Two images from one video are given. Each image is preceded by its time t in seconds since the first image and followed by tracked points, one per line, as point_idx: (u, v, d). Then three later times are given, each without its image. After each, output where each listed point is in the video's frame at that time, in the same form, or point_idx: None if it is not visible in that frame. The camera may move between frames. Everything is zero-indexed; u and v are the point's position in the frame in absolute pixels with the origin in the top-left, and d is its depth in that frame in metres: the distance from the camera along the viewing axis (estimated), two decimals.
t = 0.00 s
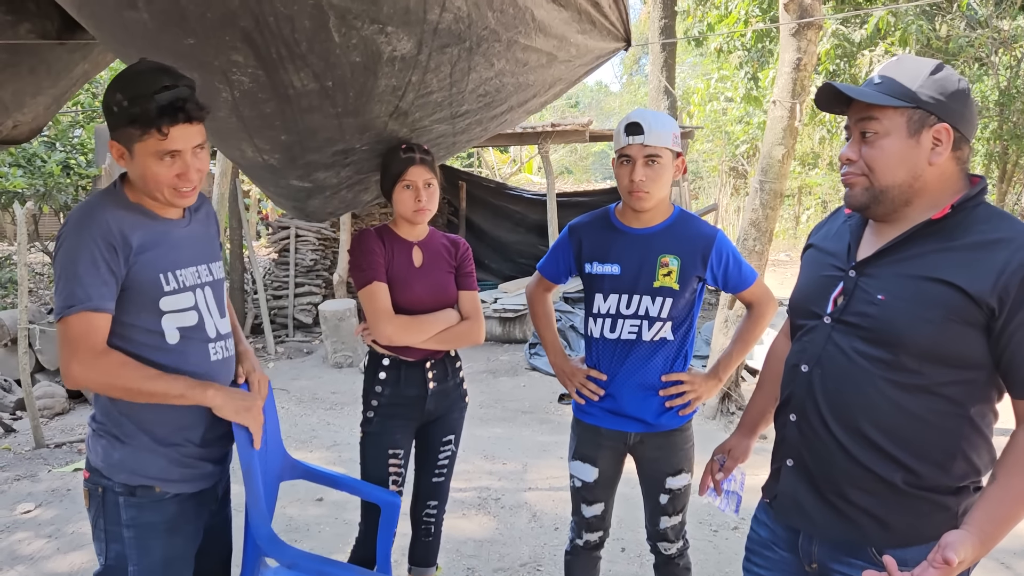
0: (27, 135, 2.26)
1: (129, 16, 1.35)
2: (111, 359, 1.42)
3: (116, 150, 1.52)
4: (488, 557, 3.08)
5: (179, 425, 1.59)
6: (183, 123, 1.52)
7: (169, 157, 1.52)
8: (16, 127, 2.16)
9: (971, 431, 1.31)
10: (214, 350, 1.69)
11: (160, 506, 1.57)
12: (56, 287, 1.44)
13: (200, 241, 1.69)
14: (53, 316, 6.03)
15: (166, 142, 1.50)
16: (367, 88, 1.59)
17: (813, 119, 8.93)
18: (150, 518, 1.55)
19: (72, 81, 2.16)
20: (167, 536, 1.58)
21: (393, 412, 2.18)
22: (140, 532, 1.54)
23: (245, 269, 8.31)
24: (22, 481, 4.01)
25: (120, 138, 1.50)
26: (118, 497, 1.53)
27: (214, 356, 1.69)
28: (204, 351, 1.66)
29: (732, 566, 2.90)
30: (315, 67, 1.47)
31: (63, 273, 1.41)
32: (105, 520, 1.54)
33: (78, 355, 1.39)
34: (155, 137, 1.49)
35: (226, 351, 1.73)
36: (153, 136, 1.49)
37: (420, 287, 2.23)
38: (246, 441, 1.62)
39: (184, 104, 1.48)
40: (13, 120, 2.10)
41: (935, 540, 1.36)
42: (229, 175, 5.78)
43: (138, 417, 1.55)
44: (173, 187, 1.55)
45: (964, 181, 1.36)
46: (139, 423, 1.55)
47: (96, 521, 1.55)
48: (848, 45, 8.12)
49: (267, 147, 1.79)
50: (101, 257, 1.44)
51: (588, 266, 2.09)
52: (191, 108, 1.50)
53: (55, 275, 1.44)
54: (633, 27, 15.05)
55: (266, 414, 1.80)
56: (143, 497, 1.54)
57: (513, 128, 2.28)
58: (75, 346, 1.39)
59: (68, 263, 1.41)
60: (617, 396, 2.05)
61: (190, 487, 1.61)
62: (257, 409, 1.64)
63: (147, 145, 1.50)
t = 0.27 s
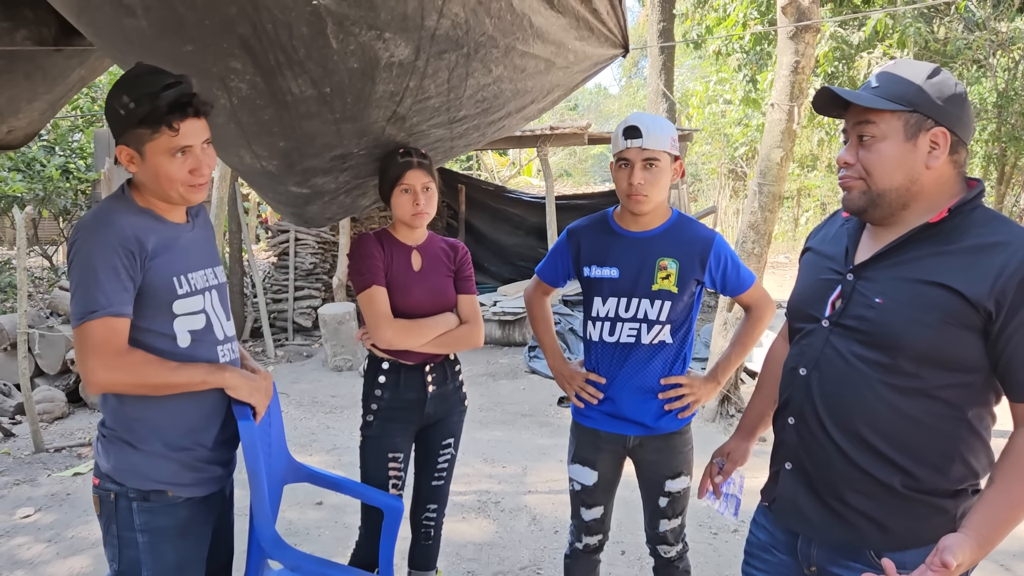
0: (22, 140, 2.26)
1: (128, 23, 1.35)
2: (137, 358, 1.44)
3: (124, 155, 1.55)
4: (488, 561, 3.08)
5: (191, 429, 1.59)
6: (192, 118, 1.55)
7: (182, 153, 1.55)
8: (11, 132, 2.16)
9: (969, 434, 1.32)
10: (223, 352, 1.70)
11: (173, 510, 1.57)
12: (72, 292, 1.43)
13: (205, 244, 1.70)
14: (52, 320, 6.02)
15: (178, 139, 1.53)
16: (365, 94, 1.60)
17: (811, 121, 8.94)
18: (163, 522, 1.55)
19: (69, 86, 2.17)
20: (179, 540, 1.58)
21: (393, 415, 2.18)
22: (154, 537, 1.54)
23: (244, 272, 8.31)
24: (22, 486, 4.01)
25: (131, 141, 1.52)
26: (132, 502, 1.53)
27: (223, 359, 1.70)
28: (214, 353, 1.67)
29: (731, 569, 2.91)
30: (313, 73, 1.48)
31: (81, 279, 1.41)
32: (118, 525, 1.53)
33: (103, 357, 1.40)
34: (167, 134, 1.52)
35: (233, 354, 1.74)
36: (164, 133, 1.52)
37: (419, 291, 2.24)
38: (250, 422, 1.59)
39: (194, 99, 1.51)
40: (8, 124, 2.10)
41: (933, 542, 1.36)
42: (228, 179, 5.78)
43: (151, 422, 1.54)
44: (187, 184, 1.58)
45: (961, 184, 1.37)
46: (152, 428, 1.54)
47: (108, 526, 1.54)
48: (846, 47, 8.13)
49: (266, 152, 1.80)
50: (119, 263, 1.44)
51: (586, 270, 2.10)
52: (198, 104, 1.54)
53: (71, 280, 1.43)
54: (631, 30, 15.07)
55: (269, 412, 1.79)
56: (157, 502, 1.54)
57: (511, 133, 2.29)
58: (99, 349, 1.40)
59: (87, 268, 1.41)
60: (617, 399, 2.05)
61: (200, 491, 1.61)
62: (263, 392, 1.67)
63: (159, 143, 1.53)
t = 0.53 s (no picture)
0: (17, 144, 2.26)
1: (127, 28, 1.36)
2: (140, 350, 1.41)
3: (133, 156, 1.50)
4: (487, 563, 3.08)
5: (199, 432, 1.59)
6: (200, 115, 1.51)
7: (192, 151, 1.51)
8: (6, 136, 2.17)
9: (966, 436, 1.32)
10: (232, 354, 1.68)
11: (183, 514, 1.57)
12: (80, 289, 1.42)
13: (213, 248, 1.68)
14: (51, 323, 6.02)
15: (187, 136, 1.49)
16: (363, 98, 1.60)
17: (808, 123, 8.97)
18: (173, 526, 1.55)
19: (66, 90, 2.17)
20: (188, 543, 1.58)
21: (392, 418, 2.18)
22: (163, 540, 1.54)
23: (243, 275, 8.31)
24: (20, 490, 4.00)
25: (139, 142, 1.48)
26: (142, 505, 1.53)
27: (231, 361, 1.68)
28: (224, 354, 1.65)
29: (731, 570, 2.91)
30: (311, 78, 1.49)
31: (89, 276, 1.40)
32: (127, 528, 1.53)
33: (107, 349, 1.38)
34: (176, 133, 1.48)
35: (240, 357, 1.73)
36: (174, 131, 1.48)
37: (418, 294, 2.24)
38: (263, 425, 1.58)
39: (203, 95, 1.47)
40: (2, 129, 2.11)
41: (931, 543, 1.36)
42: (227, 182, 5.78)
43: (160, 426, 1.54)
44: (197, 182, 1.54)
45: (958, 186, 1.37)
46: (161, 431, 1.54)
47: (116, 530, 1.54)
48: (843, 49, 8.16)
49: (264, 157, 1.80)
50: (131, 262, 1.43)
51: (584, 272, 2.10)
52: (205, 101, 1.50)
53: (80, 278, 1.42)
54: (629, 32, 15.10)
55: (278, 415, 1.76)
56: (167, 505, 1.54)
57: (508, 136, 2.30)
58: (103, 343, 1.38)
59: (96, 265, 1.40)
60: (615, 401, 2.05)
61: (209, 494, 1.61)
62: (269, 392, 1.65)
63: (168, 142, 1.48)
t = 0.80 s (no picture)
0: (16, 146, 2.25)
1: (125, 29, 1.36)
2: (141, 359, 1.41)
3: (143, 158, 1.50)
4: (485, 565, 3.08)
5: (200, 434, 1.58)
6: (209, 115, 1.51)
7: (201, 152, 1.51)
8: (4, 138, 2.16)
9: (962, 435, 1.33)
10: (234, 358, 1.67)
11: (185, 515, 1.57)
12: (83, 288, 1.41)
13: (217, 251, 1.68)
14: (46, 326, 6.00)
15: (197, 137, 1.50)
16: (360, 98, 1.61)
17: (804, 126, 9.00)
18: (176, 526, 1.55)
19: (63, 92, 2.17)
20: (191, 544, 1.57)
21: (389, 419, 2.18)
22: (166, 540, 1.53)
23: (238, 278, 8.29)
24: (16, 493, 3.98)
25: (149, 143, 1.48)
26: (145, 506, 1.52)
27: (233, 364, 1.67)
28: (226, 357, 1.64)
29: (727, 571, 2.91)
30: (308, 79, 1.49)
31: (94, 273, 1.39)
32: (129, 529, 1.52)
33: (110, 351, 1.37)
34: (186, 133, 1.49)
35: (241, 360, 1.71)
36: (184, 132, 1.48)
37: (414, 295, 2.24)
38: (257, 428, 1.59)
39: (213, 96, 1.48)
40: None
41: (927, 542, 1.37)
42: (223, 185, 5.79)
43: (162, 427, 1.54)
44: (206, 183, 1.55)
45: (954, 187, 1.38)
46: (163, 432, 1.54)
47: (118, 531, 1.53)
48: (838, 51, 8.20)
49: (261, 159, 1.80)
50: (136, 262, 1.43)
51: (581, 273, 2.10)
52: (215, 102, 1.51)
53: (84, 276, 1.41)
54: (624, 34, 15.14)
55: (273, 420, 1.77)
56: (170, 506, 1.54)
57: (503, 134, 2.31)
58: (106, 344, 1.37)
59: (102, 263, 1.39)
60: (612, 402, 2.06)
61: (211, 495, 1.61)
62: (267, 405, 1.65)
63: (177, 143, 1.49)
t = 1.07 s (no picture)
0: (16, 147, 2.23)
1: (120, 29, 1.35)
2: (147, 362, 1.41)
3: (136, 159, 1.49)
4: (480, 565, 3.08)
5: (196, 435, 1.58)
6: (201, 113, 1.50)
7: (195, 151, 1.51)
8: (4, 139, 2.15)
9: (957, 436, 1.33)
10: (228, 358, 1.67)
11: (179, 516, 1.56)
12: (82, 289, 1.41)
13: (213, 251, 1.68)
14: (41, 326, 5.97)
15: (190, 135, 1.49)
16: (355, 97, 1.60)
17: (799, 126, 9.03)
18: (170, 527, 1.54)
19: (61, 92, 2.16)
20: (185, 545, 1.57)
21: (384, 420, 2.18)
22: (160, 542, 1.53)
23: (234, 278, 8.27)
24: (10, 494, 3.97)
25: (142, 143, 1.48)
26: (138, 507, 1.52)
27: (227, 365, 1.66)
28: (220, 358, 1.64)
29: (722, 571, 2.92)
30: (304, 78, 1.49)
31: (93, 276, 1.39)
32: (123, 531, 1.52)
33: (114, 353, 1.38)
34: (179, 132, 1.48)
35: (235, 361, 1.71)
36: (177, 131, 1.48)
37: (409, 295, 2.23)
38: (269, 424, 1.56)
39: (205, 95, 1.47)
40: None
41: (922, 542, 1.37)
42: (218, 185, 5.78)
43: (159, 428, 1.53)
44: (201, 181, 1.54)
45: (949, 189, 1.39)
46: (159, 433, 1.53)
47: (111, 532, 1.52)
48: (833, 52, 8.23)
49: (257, 159, 1.80)
50: (134, 263, 1.42)
51: (577, 274, 2.10)
52: (206, 100, 1.50)
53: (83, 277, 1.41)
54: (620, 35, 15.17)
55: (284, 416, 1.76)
56: (164, 507, 1.54)
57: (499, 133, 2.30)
58: (108, 346, 1.37)
59: (101, 265, 1.39)
60: (608, 403, 2.06)
61: (206, 496, 1.60)
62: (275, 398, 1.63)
63: (171, 143, 1.48)
